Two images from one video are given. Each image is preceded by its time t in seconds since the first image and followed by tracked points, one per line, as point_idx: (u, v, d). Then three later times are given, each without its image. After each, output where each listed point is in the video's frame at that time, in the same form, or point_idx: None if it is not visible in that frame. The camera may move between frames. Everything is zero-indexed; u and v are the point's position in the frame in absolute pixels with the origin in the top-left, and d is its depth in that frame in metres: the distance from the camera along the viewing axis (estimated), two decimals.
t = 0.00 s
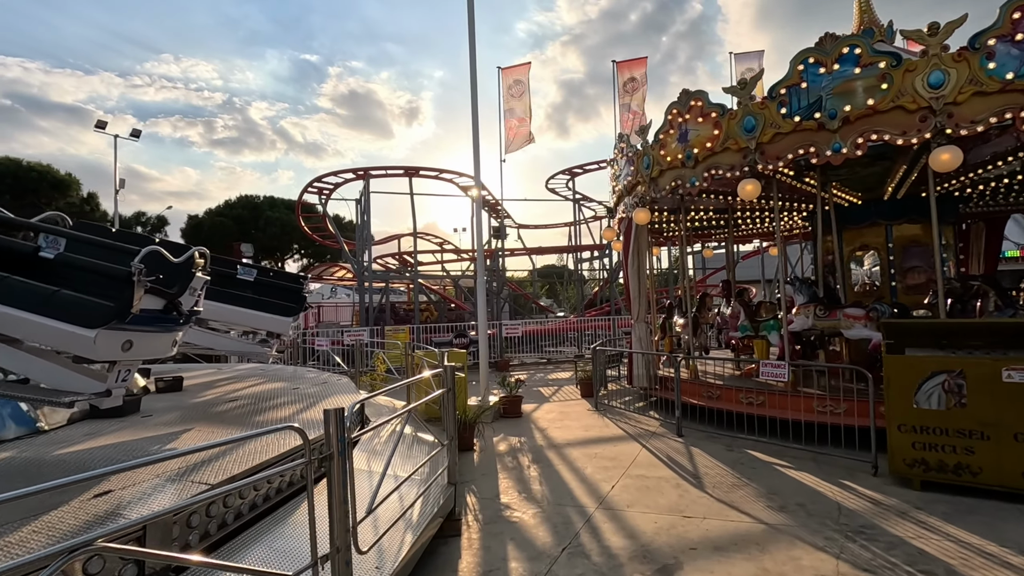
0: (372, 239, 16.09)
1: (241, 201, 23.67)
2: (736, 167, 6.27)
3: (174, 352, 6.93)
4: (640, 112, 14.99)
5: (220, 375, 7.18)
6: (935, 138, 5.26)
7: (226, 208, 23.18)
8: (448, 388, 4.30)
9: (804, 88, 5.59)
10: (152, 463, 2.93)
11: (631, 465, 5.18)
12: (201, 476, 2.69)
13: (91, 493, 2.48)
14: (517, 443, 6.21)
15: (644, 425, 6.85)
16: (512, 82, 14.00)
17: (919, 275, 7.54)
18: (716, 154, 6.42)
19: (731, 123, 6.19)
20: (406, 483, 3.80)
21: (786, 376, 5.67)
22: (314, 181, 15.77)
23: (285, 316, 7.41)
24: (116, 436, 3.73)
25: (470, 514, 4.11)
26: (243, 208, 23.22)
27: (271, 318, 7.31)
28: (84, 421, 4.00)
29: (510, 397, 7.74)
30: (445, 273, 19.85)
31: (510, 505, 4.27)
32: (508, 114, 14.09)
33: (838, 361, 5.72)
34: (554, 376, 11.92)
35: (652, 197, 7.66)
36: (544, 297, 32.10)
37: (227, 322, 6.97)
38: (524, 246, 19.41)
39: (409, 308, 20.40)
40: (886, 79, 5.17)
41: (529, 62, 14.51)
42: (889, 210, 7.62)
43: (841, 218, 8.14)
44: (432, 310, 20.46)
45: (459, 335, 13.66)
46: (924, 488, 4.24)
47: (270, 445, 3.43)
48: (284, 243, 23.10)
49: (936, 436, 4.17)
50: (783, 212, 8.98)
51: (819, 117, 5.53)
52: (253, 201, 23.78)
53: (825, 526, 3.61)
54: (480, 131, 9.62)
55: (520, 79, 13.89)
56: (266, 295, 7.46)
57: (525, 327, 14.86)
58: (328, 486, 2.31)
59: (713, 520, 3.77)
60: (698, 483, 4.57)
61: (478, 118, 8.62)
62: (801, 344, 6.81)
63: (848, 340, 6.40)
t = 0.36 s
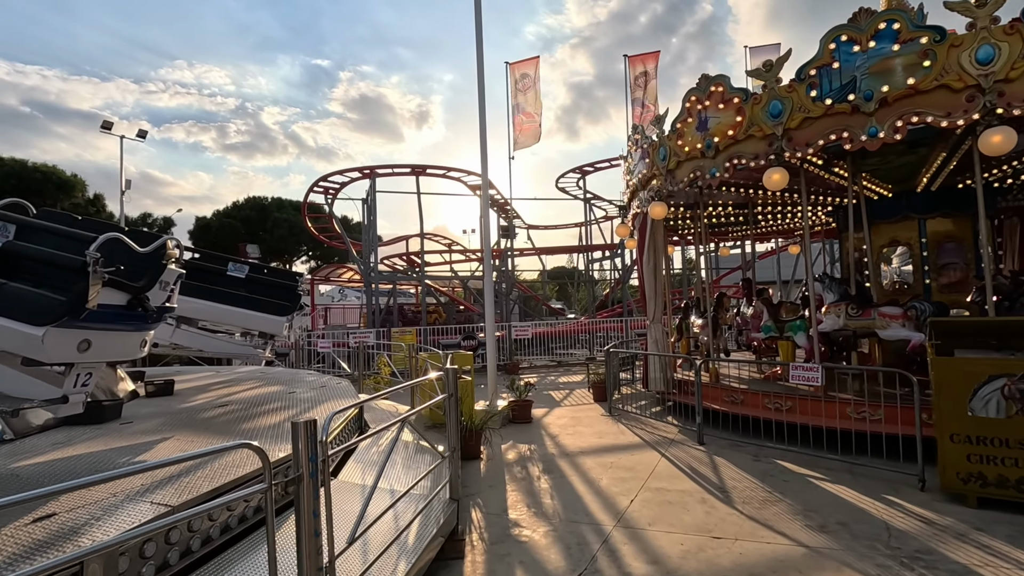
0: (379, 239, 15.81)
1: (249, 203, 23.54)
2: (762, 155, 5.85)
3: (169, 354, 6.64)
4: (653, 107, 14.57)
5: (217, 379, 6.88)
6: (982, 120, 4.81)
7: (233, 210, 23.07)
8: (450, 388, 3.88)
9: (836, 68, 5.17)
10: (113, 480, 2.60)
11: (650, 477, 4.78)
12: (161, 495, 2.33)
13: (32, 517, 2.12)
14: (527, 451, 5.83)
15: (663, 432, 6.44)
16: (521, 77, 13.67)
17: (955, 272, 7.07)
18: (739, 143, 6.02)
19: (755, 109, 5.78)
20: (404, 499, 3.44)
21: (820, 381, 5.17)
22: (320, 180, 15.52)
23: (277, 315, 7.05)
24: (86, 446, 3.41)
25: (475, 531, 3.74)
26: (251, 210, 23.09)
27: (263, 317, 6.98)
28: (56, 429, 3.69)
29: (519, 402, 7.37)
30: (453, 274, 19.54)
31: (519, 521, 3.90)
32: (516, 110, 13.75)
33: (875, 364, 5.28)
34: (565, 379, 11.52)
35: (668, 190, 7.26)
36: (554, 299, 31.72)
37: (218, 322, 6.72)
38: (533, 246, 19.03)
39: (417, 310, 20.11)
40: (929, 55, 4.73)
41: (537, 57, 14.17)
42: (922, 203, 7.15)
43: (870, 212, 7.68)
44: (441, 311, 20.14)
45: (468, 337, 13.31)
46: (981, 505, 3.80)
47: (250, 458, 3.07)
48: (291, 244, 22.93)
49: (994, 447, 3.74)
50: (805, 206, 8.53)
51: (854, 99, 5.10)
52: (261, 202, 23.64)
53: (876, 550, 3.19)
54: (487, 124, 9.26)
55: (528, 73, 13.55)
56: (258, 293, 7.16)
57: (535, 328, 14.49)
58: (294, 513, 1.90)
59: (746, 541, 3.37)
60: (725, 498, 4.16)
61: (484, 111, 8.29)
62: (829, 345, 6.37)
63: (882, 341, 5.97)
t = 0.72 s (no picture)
0: (382, 240, 15.50)
1: (254, 204, 23.38)
2: (784, 147, 5.43)
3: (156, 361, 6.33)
4: (662, 103, 14.15)
5: (206, 386, 6.56)
6: None
7: (238, 212, 22.94)
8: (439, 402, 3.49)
9: (867, 50, 4.74)
10: (50, 512, 2.27)
11: (665, 496, 4.37)
12: (92, 535, 1.98)
13: None
14: (531, 465, 5.44)
15: (678, 443, 6.03)
16: (526, 73, 13.32)
17: (989, 272, 6.62)
18: (759, 134, 5.60)
19: (776, 97, 5.36)
20: (389, 528, 3.06)
21: (852, 392, 4.61)
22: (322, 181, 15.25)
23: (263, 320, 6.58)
24: (36, 465, 3.06)
25: (472, 560, 3.36)
26: (255, 211, 22.91)
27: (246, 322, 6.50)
28: (9, 446, 3.35)
29: (524, 410, 6.98)
30: (459, 276, 19.20)
31: (519, 548, 3.51)
32: (522, 106, 13.40)
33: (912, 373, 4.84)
34: (573, 384, 11.12)
35: (682, 186, 6.86)
36: (563, 301, 31.30)
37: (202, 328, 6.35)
38: (540, 247, 18.63)
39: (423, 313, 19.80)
40: (971, 33, 4.31)
41: (543, 52, 13.83)
42: (954, 198, 6.68)
43: (898, 209, 7.20)
44: (447, 314, 19.81)
45: (473, 340, 12.94)
46: None
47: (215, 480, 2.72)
48: (296, 246, 22.72)
49: None
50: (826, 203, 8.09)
51: (887, 84, 4.68)
52: (265, 204, 23.46)
53: None
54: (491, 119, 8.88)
55: (534, 69, 13.20)
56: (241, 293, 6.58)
57: (542, 331, 14.07)
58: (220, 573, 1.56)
59: None
60: (750, 524, 3.74)
61: (487, 105, 7.95)
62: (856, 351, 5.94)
63: (916, 346, 5.51)
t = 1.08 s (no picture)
0: (382, 240, 15.19)
1: (256, 205, 23.19)
2: (803, 136, 5.03)
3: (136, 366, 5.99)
4: (670, 99, 13.76)
5: (190, 392, 6.23)
6: None
7: (240, 212, 22.77)
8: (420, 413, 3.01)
9: (895, 29, 4.35)
10: None
11: (674, 516, 3.99)
12: None
13: None
14: (529, 479, 5.06)
15: (687, 455, 5.64)
16: (529, 68, 12.98)
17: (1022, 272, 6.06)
18: (775, 123, 5.21)
19: (794, 82, 4.97)
20: (362, 560, 2.70)
21: (881, 403, 4.16)
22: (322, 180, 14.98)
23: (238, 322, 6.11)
24: None
25: None
26: (256, 212, 22.72)
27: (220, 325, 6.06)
28: None
29: (524, 418, 6.60)
30: (462, 277, 18.87)
31: None
32: (524, 103, 13.07)
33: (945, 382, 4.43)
34: (578, 389, 10.73)
35: (692, 181, 6.47)
36: (568, 303, 30.87)
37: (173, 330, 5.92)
38: (544, 248, 18.25)
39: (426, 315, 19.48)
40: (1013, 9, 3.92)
41: (547, 48, 13.49)
42: (983, 191, 6.29)
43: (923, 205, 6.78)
44: (450, 317, 19.44)
45: (475, 343, 12.58)
46: None
47: (160, 506, 2.39)
48: (297, 247, 22.49)
49: None
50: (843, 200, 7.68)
51: (918, 65, 4.29)
52: (267, 204, 23.27)
53: None
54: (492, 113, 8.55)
55: (537, 64, 12.87)
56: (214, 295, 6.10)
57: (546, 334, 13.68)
58: None
59: None
60: (770, 550, 3.36)
61: (486, 98, 7.60)
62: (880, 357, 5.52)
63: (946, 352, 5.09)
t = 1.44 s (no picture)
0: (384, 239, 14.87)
1: (258, 205, 22.99)
2: (830, 119, 4.63)
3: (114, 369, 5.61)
4: (678, 93, 13.38)
5: (176, 395, 5.90)
6: None
7: (242, 212, 22.58)
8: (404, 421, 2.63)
9: None
10: None
11: (694, 534, 3.60)
12: None
13: None
14: (534, 491, 4.68)
15: (706, 464, 5.24)
16: (534, 62, 12.65)
17: None
18: (798, 106, 4.82)
19: (820, 60, 4.57)
20: None
21: (925, 409, 3.74)
22: (322, 178, 14.69)
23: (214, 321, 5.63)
24: None
25: None
26: (258, 212, 22.51)
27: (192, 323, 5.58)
28: None
29: (530, 423, 6.22)
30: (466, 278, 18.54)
31: None
32: (528, 97, 12.74)
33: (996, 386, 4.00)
34: (585, 392, 10.35)
35: (706, 172, 6.09)
36: (575, 305, 30.51)
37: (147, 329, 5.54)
38: (551, 247, 17.85)
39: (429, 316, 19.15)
40: None
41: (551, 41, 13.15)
42: (1018, 183, 5.84)
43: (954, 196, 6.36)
44: (454, 318, 19.09)
45: (479, 345, 12.23)
46: None
47: (98, 534, 2.05)
48: (299, 247, 22.24)
49: None
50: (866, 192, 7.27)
51: (962, 35, 3.88)
52: (269, 204, 23.06)
53: None
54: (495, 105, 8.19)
55: (542, 57, 12.50)
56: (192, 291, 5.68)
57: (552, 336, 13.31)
58: None
59: None
60: None
61: (488, 86, 7.24)
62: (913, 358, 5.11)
63: (989, 352, 4.67)
